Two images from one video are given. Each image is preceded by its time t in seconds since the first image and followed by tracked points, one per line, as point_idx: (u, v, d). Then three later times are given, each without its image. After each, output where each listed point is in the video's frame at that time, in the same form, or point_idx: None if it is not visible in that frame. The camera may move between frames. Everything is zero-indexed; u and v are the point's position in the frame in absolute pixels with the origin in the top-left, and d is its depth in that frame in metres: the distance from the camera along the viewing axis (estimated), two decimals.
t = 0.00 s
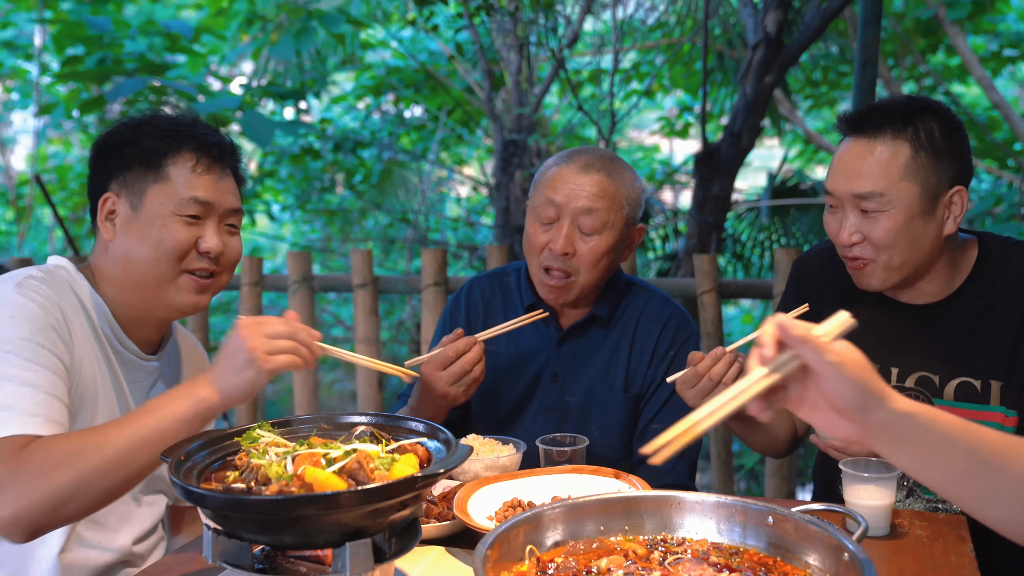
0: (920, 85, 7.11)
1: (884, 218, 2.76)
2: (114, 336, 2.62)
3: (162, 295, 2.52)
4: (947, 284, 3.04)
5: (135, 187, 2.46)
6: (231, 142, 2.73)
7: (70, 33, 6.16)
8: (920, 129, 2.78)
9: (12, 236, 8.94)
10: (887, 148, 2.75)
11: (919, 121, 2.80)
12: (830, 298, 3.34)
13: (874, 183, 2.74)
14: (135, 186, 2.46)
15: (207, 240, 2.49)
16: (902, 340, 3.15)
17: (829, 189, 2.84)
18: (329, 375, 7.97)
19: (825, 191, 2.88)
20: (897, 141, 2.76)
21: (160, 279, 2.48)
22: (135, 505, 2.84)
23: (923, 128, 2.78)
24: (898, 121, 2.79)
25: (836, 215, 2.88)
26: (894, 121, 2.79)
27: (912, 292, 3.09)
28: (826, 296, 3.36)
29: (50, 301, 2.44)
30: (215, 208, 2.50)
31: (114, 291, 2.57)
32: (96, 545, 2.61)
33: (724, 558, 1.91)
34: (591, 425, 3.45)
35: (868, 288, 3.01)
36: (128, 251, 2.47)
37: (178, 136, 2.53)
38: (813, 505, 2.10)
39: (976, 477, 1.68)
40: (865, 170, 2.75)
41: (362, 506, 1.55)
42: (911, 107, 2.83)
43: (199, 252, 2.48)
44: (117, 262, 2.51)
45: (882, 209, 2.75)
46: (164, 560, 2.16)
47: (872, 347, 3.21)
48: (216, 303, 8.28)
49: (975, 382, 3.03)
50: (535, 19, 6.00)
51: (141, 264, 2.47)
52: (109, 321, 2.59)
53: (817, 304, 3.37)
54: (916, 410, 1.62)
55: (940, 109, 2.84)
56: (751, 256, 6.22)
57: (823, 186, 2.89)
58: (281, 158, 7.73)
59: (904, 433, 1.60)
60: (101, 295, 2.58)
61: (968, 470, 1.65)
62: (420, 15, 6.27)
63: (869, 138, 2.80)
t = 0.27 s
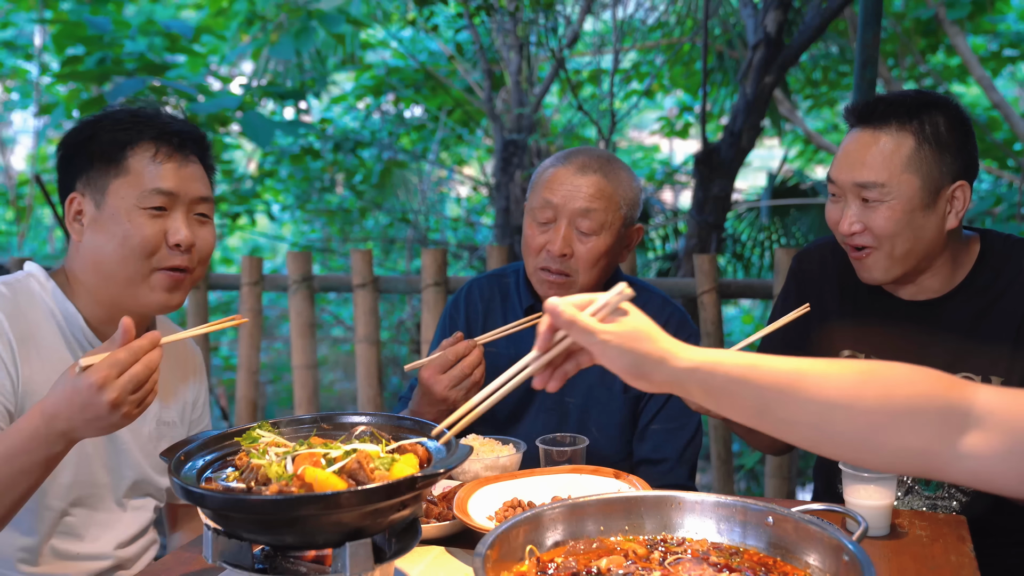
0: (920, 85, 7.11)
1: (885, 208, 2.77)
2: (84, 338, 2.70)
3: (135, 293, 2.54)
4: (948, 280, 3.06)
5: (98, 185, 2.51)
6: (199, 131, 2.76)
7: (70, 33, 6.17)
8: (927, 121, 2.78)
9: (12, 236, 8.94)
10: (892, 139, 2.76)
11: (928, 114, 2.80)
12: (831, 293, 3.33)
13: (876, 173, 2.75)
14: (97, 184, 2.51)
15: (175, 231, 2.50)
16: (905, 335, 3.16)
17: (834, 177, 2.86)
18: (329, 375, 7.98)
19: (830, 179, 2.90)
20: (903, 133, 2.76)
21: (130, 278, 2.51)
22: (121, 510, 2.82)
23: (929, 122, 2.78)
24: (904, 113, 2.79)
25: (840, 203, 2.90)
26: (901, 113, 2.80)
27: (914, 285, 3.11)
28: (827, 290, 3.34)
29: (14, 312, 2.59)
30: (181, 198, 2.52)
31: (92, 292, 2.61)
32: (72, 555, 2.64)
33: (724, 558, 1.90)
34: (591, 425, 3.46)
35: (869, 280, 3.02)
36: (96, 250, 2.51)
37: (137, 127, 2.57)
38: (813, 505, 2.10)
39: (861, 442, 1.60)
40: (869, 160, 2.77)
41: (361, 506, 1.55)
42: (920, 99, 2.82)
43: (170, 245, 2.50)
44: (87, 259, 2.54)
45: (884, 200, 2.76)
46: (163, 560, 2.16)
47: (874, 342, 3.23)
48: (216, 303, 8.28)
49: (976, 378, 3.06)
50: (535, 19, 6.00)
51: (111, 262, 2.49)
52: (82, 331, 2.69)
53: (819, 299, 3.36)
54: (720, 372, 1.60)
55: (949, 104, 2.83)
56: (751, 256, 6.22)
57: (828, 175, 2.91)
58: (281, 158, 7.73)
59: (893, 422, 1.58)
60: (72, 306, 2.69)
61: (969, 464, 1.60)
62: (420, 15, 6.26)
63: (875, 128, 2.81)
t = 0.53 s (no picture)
0: (920, 85, 7.10)
1: (891, 212, 2.77)
2: (51, 348, 2.68)
3: (92, 297, 2.53)
4: (953, 275, 3.06)
5: (53, 188, 2.49)
6: (161, 129, 2.72)
7: (70, 33, 6.17)
8: (923, 123, 2.79)
9: (12, 236, 8.94)
10: (892, 144, 2.76)
11: (923, 114, 2.80)
12: (833, 291, 3.35)
13: (880, 179, 2.75)
14: (51, 187, 2.49)
15: (133, 237, 2.48)
16: (907, 332, 3.17)
17: (835, 186, 2.85)
18: (329, 375, 7.98)
19: (831, 188, 2.90)
20: (902, 137, 2.76)
21: (88, 282, 2.49)
22: (105, 514, 2.81)
23: (926, 123, 2.79)
24: (902, 115, 2.79)
25: (843, 210, 2.89)
26: (897, 116, 2.80)
27: (918, 287, 3.10)
28: (828, 289, 3.36)
29: None
30: (138, 203, 2.50)
31: (55, 298, 2.59)
32: (55, 564, 2.65)
33: (724, 558, 1.90)
34: (591, 426, 3.46)
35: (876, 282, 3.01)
36: (52, 254, 2.50)
37: (92, 129, 2.52)
38: (813, 505, 2.10)
39: (795, 432, 1.59)
40: (870, 166, 2.77)
41: (361, 506, 1.55)
42: (912, 100, 2.83)
43: (127, 251, 2.48)
44: (42, 263, 2.54)
45: (889, 204, 2.76)
46: (163, 560, 2.16)
47: (875, 338, 3.23)
48: (216, 303, 8.28)
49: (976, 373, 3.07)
50: (535, 19, 6.00)
51: (66, 268, 2.48)
52: (49, 340, 2.67)
53: (820, 299, 3.37)
54: (650, 364, 1.63)
55: (943, 102, 2.84)
56: (751, 256, 6.23)
57: (829, 183, 2.90)
58: (281, 158, 7.73)
59: (826, 408, 1.57)
60: (37, 313, 2.66)
61: (907, 453, 1.56)
62: (420, 15, 6.26)
63: (873, 133, 2.80)
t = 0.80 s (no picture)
0: (920, 85, 7.10)
1: (897, 219, 2.78)
2: (24, 355, 2.67)
3: (57, 312, 2.50)
4: (956, 275, 3.06)
5: (13, 195, 2.45)
6: (122, 125, 2.69)
7: (70, 33, 6.17)
8: (925, 127, 2.79)
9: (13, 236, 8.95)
10: (896, 149, 2.76)
11: (924, 117, 2.80)
12: (834, 292, 3.35)
13: (885, 185, 2.75)
14: (11, 194, 2.45)
15: (99, 240, 2.45)
16: (909, 334, 3.16)
17: (840, 193, 2.86)
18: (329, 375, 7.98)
19: (835, 195, 2.90)
20: (905, 142, 2.77)
21: (52, 294, 2.46)
22: (96, 515, 2.80)
23: (928, 127, 2.79)
24: (903, 120, 2.80)
25: (848, 217, 2.90)
26: (899, 121, 2.80)
27: (922, 288, 3.10)
28: (829, 289, 3.38)
29: None
30: (102, 204, 2.46)
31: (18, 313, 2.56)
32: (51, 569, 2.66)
33: (724, 559, 1.90)
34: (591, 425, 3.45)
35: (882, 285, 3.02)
36: (15, 262, 2.44)
37: (49, 129, 2.49)
38: (813, 505, 2.10)
39: (770, 446, 1.58)
40: (874, 173, 2.77)
41: (362, 506, 1.55)
42: (912, 104, 2.83)
43: (93, 254, 2.44)
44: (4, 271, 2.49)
45: (894, 211, 2.77)
46: (162, 560, 2.16)
47: (875, 338, 3.23)
48: (216, 303, 8.29)
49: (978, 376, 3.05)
50: (535, 19, 6.00)
51: (30, 278, 2.44)
52: (21, 347, 2.66)
53: (821, 301, 3.39)
54: (619, 387, 1.65)
55: (944, 104, 2.84)
56: (751, 256, 6.23)
57: (833, 190, 2.91)
58: (280, 158, 7.73)
59: (798, 422, 1.57)
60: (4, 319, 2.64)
61: (879, 465, 1.55)
62: (420, 15, 6.26)
63: (875, 139, 2.81)
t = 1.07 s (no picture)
0: (920, 86, 7.10)
1: (902, 228, 2.77)
2: (13, 357, 2.63)
3: (56, 300, 2.51)
4: (958, 280, 3.05)
5: (3, 189, 2.44)
6: (103, 115, 2.72)
7: (70, 33, 6.17)
8: (931, 135, 2.78)
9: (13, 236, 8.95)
10: (902, 158, 2.76)
11: (929, 124, 2.79)
12: (835, 296, 3.35)
13: (891, 195, 2.75)
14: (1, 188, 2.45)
15: (93, 233, 2.48)
16: (911, 337, 3.16)
17: (844, 202, 2.85)
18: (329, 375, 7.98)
19: (839, 202, 2.90)
20: (911, 150, 2.76)
21: (49, 285, 2.46)
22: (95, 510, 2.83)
23: (934, 134, 2.78)
24: (909, 127, 2.80)
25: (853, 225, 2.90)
26: (904, 128, 2.80)
27: (924, 295, 3.10)
28: (830, 293, 3.38)
29: None
30: (94, 197, 2.50)
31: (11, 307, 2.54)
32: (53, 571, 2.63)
33: (724, 558, 1.90)
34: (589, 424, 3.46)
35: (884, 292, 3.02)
36: (8, 255, 2.44)
37: (36, 123, 2.48)
38: (813, 505, 2.10)
39: (778, 441, 1.59)
40: (880, 181, 2.76)
41: (361, 506, 1.55)
42: (918, 113, 2.82)
43: (88, 248, 2.47)
44: None
45: (900, 220, 2.77)
46: (162, 560, 2.16)
47: (876, 342, 3.24)
48: (216, 303, 8.29)
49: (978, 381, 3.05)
50: (535, 19, 6.01)
51: (24, 271, 2.44)
52: (9, 350, 2.62)
53: (822, 303, 3.39)
54: (630, 379, 1.67)
55: (949, 110, 2.83)
56: (751, 256, 6.23)
57: (837, 198, 2.90)
58: (280, 159, 7.73)
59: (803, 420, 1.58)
60: None
61: (887, 464, 1.55)
62: (421, 15, 6.26)
63: (881, 147, 2.80)
